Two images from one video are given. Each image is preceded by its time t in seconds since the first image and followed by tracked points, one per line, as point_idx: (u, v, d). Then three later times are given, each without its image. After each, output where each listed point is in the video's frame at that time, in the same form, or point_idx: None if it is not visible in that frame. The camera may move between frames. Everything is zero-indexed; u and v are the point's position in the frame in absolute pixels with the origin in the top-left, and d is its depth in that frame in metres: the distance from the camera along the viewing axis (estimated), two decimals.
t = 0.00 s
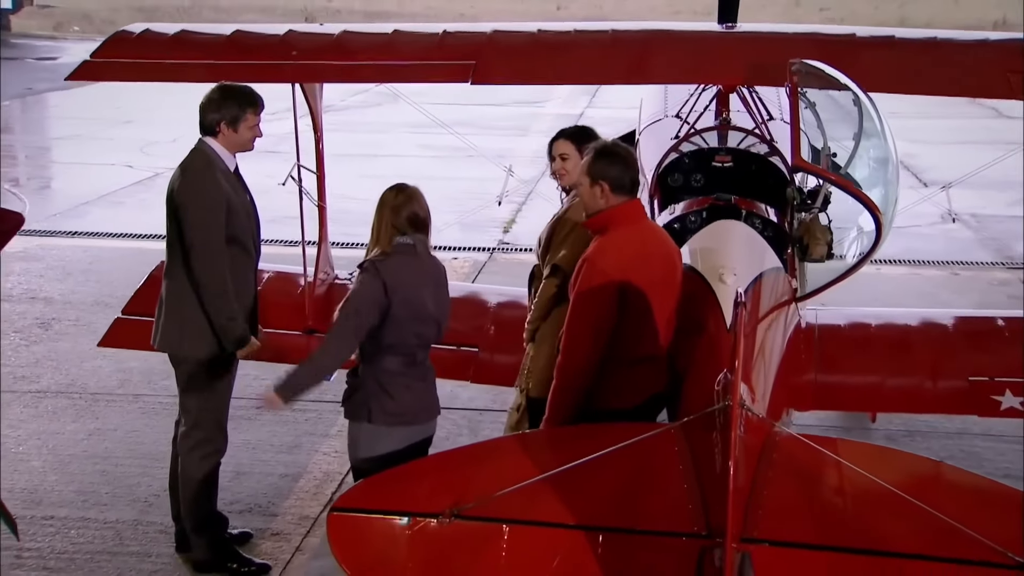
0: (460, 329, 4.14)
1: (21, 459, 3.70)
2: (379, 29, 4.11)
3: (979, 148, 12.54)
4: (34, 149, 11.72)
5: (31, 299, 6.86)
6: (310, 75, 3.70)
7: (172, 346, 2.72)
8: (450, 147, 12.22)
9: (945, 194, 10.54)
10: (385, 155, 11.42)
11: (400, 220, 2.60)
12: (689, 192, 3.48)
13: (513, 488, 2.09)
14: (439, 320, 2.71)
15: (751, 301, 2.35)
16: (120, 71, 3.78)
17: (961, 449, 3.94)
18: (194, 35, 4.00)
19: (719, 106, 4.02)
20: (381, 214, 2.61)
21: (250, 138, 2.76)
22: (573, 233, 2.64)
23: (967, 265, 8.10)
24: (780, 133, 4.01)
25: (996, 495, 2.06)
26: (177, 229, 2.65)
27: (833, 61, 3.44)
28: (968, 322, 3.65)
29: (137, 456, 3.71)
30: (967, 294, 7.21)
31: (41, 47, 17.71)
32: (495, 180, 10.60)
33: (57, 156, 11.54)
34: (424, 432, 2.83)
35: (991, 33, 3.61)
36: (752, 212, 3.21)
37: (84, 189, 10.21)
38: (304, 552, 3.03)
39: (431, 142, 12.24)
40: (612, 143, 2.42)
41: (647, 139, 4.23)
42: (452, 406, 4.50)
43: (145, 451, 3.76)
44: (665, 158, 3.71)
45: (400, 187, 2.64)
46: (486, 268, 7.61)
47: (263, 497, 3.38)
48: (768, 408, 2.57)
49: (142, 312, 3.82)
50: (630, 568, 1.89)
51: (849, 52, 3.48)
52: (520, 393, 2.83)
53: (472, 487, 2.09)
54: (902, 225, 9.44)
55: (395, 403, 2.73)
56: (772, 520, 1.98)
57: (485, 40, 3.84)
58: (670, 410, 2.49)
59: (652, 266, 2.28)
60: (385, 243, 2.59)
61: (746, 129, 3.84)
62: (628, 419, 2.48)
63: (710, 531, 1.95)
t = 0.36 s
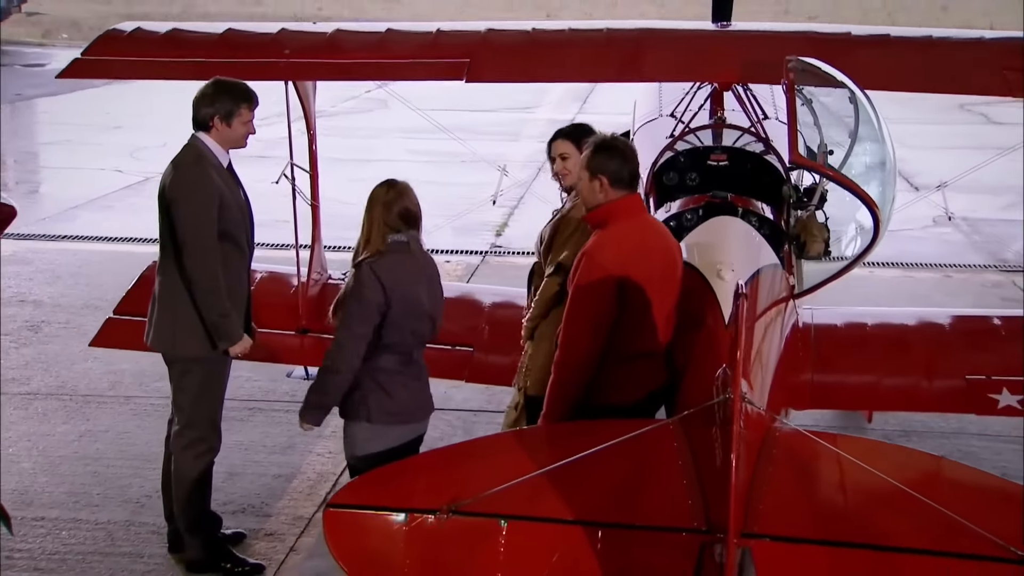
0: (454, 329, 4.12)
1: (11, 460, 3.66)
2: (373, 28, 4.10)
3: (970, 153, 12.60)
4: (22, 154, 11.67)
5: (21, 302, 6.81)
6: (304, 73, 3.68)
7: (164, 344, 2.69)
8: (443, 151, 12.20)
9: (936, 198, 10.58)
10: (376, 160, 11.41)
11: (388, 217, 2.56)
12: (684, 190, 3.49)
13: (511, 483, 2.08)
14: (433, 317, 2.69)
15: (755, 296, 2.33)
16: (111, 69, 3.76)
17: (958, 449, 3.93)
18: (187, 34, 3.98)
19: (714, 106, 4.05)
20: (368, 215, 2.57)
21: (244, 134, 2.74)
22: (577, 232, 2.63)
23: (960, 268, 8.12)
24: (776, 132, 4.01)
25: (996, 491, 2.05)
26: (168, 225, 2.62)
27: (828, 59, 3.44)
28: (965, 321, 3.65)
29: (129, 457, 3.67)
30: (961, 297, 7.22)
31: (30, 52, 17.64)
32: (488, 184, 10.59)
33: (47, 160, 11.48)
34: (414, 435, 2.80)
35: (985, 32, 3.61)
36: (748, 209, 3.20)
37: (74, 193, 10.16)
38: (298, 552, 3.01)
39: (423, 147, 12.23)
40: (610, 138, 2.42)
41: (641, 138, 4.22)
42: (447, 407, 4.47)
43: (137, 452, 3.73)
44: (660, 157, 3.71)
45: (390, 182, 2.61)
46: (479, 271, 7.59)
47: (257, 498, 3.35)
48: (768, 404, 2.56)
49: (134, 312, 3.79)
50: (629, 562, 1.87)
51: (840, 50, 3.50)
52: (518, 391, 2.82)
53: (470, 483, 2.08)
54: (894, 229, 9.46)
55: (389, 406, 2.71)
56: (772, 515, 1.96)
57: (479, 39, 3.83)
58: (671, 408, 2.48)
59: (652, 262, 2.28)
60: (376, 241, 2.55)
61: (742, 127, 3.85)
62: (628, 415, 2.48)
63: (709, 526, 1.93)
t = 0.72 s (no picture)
0: (454, 331, 4.10)
1: (7, 463, 3.63)
2: (372, 29, 4.08)
3: (965, 159, 12.64)
4: (16, 160, 11.64)
5: (15, 307, 6.77)
6: (302, 73, 3.67)
7: (165, 344, 2.66)
8: (438, 158, 12.19)
9: (932, 205, 10.61)
10: (373, 166, 11.40)
11: (383, 212, 2.50)
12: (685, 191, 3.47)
13: (515, 481, 2.06)
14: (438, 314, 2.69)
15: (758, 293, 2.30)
16: (109, 70, 3.74)
17: (959, 451, 3.92)
18: (184, 35, 3.96)
19: (713, 107, 4.08)
20: (362, 219, 2.51)
21: (242, 132, 2.71)
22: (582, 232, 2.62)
23: (957, 273, 8.14)
24: (776, 134, 4.00)
25: (1004, 491, 2.03)
26: (167, 224, 2.60)
27: (829, 57, 3.44)
28: (967, 322, 3.64)
29: (126, 460, 3.65)
30: (958, 301, 7.23)
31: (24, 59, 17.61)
32: (485, 189, 10.58)
33: (40, 167, 11.45)
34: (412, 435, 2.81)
35: (986, 33, 3.61)
36: (751, 209, 3.20)
37: (68, 199, 10.13)
38: (298, 555, 2.98)
39: (419, 154, 12.23)
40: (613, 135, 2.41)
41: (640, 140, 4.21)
42: (446, 410, 4.45)
43: (134, 455, 3.70)
44: (660, 158, 3.70)
45: (380, 180, 2.56)
46: (477, 275, 7.58)
47: (256, 500, 3.32)
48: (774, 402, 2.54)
49: (131, 314, 3.77)
50: (635, 561, 1.85)
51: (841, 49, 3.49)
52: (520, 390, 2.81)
53: (474, 481, 2.05)
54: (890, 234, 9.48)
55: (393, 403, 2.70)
56: (780, 513, 1.94)
57: (478, 39, 3.82)
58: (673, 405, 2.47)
59: (655, 258, 2.26)
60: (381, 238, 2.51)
61: (741, 128, 3.86)
62: (630, 414, 2.46)
63: (716, 524, 1.91)
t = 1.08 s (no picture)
0: (454, 331, 4.08)
1: (4, 464, 3.60)
2: (372, 28, 4.07)
3: (960, 163, 12.67)
4: (10, 164, 11.60)
5: (10, 309, 6.74)
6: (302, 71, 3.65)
7: (167, 343, 2.65)
8: (434, 162, 12.18)
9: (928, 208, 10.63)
10: (368, 170, 11.38)
11: (368, 219, 2.43)
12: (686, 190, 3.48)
13: (522, 477, 2.04)
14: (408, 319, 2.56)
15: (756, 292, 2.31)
16: (107, 68, 3.72)
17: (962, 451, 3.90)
18: (183, 34, 3.95)
19: (713, 106, 4.09)
20: (335, 226, 2.41)
21: (244, 128, 2.70)
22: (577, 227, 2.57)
23: (955, 275, 8.14)
24: (778, 133, 3.99)
25: (1016, 489, 2.02)
26: (169, 220, 2.58)
27: (831, 55, 3.43)
28: (969, 321, 3.63)
29: (125, 461, 3.62)
30: (956, 303, 7.23)
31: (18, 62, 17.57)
32: (482, 192, 10.58)
33: (35, 170, 11.41)
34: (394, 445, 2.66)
35: (987, 31, 3.60)
36: (753, 207, 3.19)
37: (63, 202, 10.09)
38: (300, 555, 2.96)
39: (415, 158, 12.22)
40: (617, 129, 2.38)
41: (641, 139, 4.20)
42: (446, 411, 4.43)
43: (133, 456, 3.67)
44: (661, 156, 3.70)
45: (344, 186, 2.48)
46: (474, 278, 7.56)
47: (256, 500, 3.30)
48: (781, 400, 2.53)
49: (130, 314, 3.76)
50: (644, 557, 1.84)
51: (842, 47, 3.49)
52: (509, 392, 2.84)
53: (481, 478, 2.04)
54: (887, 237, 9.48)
55: (372, 411, 2.54)
56: (790, 508, 1.93)
57: (479, 38, 3.81)
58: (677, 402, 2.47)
59: (661, 254, 2.25)
60: (366, 244, 2.42)
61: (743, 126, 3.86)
62: (634, 410, 2.45)
63: (725, 519, 1.90)
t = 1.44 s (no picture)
0: (455, 331, 4.06)
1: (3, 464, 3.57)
2: (372, 26, 4.05)
3: (955, 165, 12.71)
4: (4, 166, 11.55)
5: (6, 311, 6.70)
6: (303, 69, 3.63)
7: (169, 339, 2.63)
8: (429, 165, 12.16)
9: (924, 210, 10.66)
10: (365, 173, 11.37)
11: (349, 223, 2.33)
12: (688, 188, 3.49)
13: (530, 472, 2.02)
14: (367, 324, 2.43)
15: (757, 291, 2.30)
16: (107, 66, 3.70)
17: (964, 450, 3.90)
18: (182, 32, 3.93)
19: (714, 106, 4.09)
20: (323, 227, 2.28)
21: (246, 122, 2.67)
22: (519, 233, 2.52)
23: (952, 277, 8.15)
24: (780, 131, 3.98)
25: None
26: (171, 217, 2.57)
27: (833, 52, 3.43)
28: (974, 319, 3.62)
29: (125, 461, 3.59)
30: (953, 304, 7.24)
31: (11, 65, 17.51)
32: (479, 195, 10.57)
33: (29, 173, 11.37)
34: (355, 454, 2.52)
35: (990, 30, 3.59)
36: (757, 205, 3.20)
37: (57, 204, 10.05)
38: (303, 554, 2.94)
39: (412, 161, 12.21)
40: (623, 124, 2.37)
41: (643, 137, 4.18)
42: (446, 411, 4.41)
43: (133, 456, 3.65)
44: (664, 154, 3.69)
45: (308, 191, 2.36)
46: (472, 279, 7.55)
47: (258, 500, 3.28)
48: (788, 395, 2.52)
49: (131, 314, 3.73)
50: (654, 553, 1.82)
51: (843, 45, 3.50)
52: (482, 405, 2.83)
53: (488, 473, 2.02)
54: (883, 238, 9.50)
55: (346, 423, 2.38)
56: (801, 503, 1.92)
57: (481, 36, 3.80)
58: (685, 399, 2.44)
59: (667, 247, 2.24)
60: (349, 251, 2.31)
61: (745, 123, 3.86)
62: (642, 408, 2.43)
63: (736, 515, 1.88)
